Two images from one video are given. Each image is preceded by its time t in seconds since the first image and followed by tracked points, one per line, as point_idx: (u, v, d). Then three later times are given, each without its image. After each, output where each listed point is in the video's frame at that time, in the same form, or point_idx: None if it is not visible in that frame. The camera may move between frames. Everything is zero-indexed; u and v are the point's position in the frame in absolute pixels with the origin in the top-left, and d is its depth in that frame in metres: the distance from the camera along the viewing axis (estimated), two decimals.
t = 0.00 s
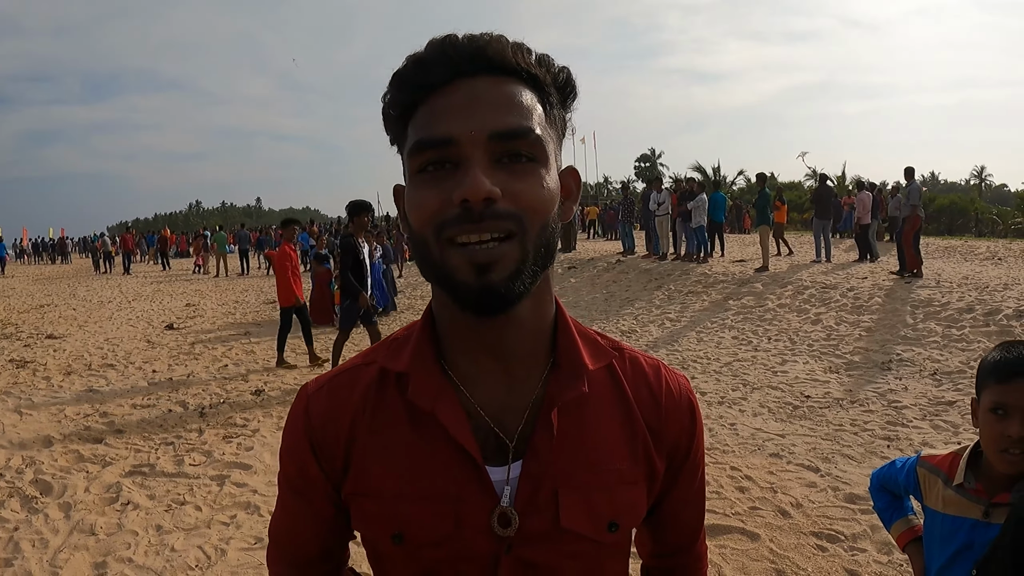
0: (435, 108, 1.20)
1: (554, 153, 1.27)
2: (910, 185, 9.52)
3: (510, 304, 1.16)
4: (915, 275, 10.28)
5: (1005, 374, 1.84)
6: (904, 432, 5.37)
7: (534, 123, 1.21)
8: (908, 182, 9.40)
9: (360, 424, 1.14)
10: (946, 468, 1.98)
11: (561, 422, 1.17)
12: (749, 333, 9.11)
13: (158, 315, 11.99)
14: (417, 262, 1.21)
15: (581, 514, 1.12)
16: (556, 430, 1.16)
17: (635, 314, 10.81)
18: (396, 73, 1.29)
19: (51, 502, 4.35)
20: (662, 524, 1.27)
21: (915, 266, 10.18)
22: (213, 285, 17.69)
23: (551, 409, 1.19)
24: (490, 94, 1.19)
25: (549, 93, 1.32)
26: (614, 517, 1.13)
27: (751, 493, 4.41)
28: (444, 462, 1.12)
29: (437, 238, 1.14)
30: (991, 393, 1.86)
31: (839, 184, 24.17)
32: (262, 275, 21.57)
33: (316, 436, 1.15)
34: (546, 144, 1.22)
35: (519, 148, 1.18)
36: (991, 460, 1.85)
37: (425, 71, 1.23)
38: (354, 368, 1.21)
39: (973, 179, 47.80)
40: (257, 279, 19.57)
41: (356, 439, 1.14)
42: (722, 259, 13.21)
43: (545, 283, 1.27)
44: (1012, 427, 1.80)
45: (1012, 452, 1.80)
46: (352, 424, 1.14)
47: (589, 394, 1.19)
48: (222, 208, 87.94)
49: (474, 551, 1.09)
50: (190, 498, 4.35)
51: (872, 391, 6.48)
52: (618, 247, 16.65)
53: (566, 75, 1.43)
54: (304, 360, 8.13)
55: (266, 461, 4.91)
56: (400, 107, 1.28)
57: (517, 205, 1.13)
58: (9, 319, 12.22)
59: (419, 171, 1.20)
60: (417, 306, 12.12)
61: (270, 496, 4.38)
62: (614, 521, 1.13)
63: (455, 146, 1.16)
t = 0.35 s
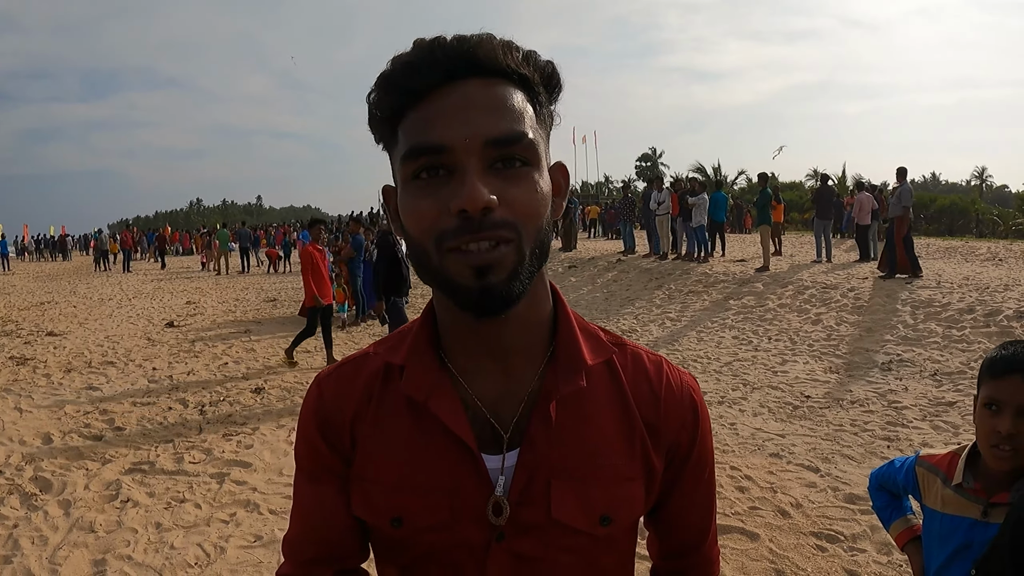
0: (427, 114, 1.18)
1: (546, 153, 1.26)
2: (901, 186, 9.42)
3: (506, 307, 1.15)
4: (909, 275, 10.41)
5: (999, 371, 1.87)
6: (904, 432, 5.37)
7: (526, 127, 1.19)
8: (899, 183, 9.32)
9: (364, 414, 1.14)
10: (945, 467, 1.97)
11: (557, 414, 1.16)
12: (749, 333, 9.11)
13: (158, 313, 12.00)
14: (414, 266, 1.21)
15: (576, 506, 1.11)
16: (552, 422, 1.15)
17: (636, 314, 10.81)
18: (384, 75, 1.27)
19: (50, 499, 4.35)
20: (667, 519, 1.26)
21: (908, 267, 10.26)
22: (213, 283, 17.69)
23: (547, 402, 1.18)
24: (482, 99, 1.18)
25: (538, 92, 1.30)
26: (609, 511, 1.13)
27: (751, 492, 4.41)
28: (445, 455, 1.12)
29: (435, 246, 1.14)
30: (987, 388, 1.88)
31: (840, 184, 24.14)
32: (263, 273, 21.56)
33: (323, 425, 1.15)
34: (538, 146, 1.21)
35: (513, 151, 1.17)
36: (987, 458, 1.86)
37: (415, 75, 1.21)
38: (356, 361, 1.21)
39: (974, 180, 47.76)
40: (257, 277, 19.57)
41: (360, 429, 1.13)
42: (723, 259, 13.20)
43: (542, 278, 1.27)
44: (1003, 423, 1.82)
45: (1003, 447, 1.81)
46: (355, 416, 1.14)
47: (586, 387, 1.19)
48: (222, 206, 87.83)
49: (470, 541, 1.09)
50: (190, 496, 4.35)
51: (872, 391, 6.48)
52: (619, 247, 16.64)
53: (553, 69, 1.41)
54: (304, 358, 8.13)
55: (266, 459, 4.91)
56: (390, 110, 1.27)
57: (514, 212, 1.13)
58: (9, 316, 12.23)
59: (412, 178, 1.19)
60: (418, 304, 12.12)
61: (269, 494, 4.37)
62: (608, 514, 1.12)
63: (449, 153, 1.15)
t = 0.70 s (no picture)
0: (428, 113, 1.17)
1: (550, 145, 1.24)
2: (898, 185, 9.40)
3: (514, 301, 1.14)
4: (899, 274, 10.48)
5: (1000, 366, 1.86)
6: (907, 431, 5.35)
7: (528, 120, 1.18)
8: (896, 182, 9.32)
9: (374, 407, 1.12)
10: (948, 465, 1.95)
11: (569, 406, 1.15)
12: (752, 332, 9.09)
13: (161, 311, 12.01)
14: (420, 263, 1.20)
15: (590, 498, 1.10)
16: (564, 414, 1.14)
17: (638, 313, 10.80)
18: (385, 78, 1.26)
19: (52, 497, 4.35)
20: (669, 511, 1.25)
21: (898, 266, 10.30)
22: (215, 282, 17.70)
23: (559, 396, 1.17)
24: (481, 95, 1.16)
25: (540, 85, 1.28)
26: (622, 502, 1.12)
27: (754, 492, 4.39)
28: (456, 447, 1.11)
29: (439, 243, 1.13)
30: (987, 384, 1.88)
31: (843, 184, 24.08)
32: (265, 272, 21.56)
33: (331, 419, 1.13)
34: (542, 139, 1.20)
35: (514, 145, 1.15)
36: (987, 453, 1.84)
37: (414, 75, 1.20)
38: (366, 356, 1.19)
39: (978, 180, 47.61)
40: (259, 276, 19.58)
41: (368, 423, 1.12)
42: (725, 258, 13.18)
43: (551, 272, 1.26)
44: (1002, 418, 1.81)
45: (1003, 443, 1.80)
46: (365, 409, 1.12)
47: (598, 380, 1.17)
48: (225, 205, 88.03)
49: (485, 534, 1.08)
50: (192, 494, 4.35)
51: (875, 390, 6.46)
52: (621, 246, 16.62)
53: (555, 62, 1.39)
54: (306, 356, 8.12)
55: (267, 457, 4.91)
56: (393, 111, 1.26)
57: (518, 206, 1.12)
58: (13, 314, 12.25)
59: (417, 176, 1.17)
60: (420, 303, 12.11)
61: (271, 492, 4.37)
62: (621, 505, 1.12)
63: (450, 150, 1.14)
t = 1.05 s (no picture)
0: (450, 118, 1.18)
1: (566, 155, 1.25)
2: (895, 186, 9.47)
3: (527, 305, 1.15)
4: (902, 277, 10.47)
5: (998, 366, 1.86)
6: (911, 433, 5.34)
7: (547, 130, 1.19)
8: (893, 184, 9.37)
9: (384, 411, 1.12)
10: (948, 465, 1.95)
11: (580, 410, 1.15)
12: (755, 333, 9.09)
13: (164, 313, 12.05)
14: (435, 265, 1.20)
15: (598, 499, 1.11)
16: (575, 418, 1.15)
17: (641, 314, 10.80)
18: (408, 81, 1.26)
19: (57, 499, 4.36)
20: (670, 512, 1.25)
21: (900, 268, 10.31)
22: (218, 284, 17.73)
23: (569, 399, 1.17)
24: (504, 103, 1.17)
25: (558, 97, 1.29)
26: (629, 502, 1.12)
27: (757, 493, 4.39)
28: (467, 451, 1.11)
29: (456, 246, 1.13)
30: (985, 384, 1.88)
31: (845, 185, 24.06)
32: (268, 273, 21.60)
33: (340, 423, 1.12)
34: (559, 149, 1.20)
35: (533, 154, 1.16)
36: (986, 453, 1.84)
37: (438, 80, 1.21)
38: (375, 361, 1.19)
39: (981, 181, 47.51)
40: (262, 278, 19.62)
41: (377, 427, 1.12)
42: (728, 260, 13.18)
43: (561, 279, 1.26)
44: (999, 418, 1.81)
45: (1001, 442, 1.80)
46: (375, 414, 1.12)
47: (607, 384, 1.18)
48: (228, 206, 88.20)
49: (494, 537, 1.08)
50: (196, 496, 4.36)
51: (879, 392, 6.45)
52: (624, 248, 16.63)
53: (572, 76, 1.40)
54: (309, 358, 8.14)
55: (271, 459, 4.92)
56: (414, 116, 1.26)
57: (535, 212, 1.13)
58: (17, 317, 12.29)
59: (436, 180, 1.18)
60: (423, 305, 12.12)
61: (276, 494, 4.38)
62: (628, 505, 1.12)
63: (471, 154, 1.14)
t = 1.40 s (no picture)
0: (442, 122, 1.19)
1: (555, 158, 1.27)
2: (889, 186, 9.50)
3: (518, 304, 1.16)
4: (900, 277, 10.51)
5: (988, 363, 1.87)
6: (911, 432, 5.35)
7: (536, 133, 1.21)
8: (886, 183, 9.40)
9: (381, 409, 1.14)
10: (940, 461, 1.96)
11: (570, 407, 1.17)
12: (756, 333, 9.09)
13: (165, 316, 12.07)
14: (428, 267, 1.21)
15: (588, 495, 1.12)
16: (565, 415, 1.16)
17: (642, 315, 10.81)
18: (401, 87, 1.28)
19: (60, 500, 4.38)
20: (662, 510, 1.27)
21: (898, 267, 10.35)
22: (219, 286, 17.76)
23: (560, 397, 1.19)
24: (494, 106, 1.19)
25: (547, 102, 1.31)
26: (619, 498, 1.14)
27: (757, 493, 4.40)
28: (460, 449, 1.12)
29: (448, 245, 1.15)
30: (976, 381, 1.89)
31: (846, 184, 24.06)
32: (268, 275, 21.62)
33: (336, 421, 1.14)
34: (548, 151, 1.22)
35: (522, 156, 1.18)
36: (978, 449, 1.86)
37: (430, 85, 1.23)
38: (370, 360, 1.20)
39: (980, 180, 47.51)
40: (263, 280, 19.63)
41: (374, 426, 1.13)
42: (728, 260, 13.19)
43: (551, 280, 1.28)
44: (991, 413, 1.82)
45: (993, 438, 1.81)
46: (371, 411, 1.14)
47: (597, 382, 1.20)
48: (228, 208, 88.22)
49: (486, 533, 1.09)
50: (198, 497, 4.38)
51: (879, 391, 6.46)
52: (624, 248, 16.65)
53: (562, 81, 1.41)
54: (310, 360, 8.15)
55: (273, 460, 4.93)
56: (407, 120, 1.28)
57: (524, 212, 1.14)
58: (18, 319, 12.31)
59: (427, 182, 1.19)
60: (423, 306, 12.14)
61: (277, 495, 4.39)
62: (618, 501, 1.13)
63: (462, 157, 1.16)
